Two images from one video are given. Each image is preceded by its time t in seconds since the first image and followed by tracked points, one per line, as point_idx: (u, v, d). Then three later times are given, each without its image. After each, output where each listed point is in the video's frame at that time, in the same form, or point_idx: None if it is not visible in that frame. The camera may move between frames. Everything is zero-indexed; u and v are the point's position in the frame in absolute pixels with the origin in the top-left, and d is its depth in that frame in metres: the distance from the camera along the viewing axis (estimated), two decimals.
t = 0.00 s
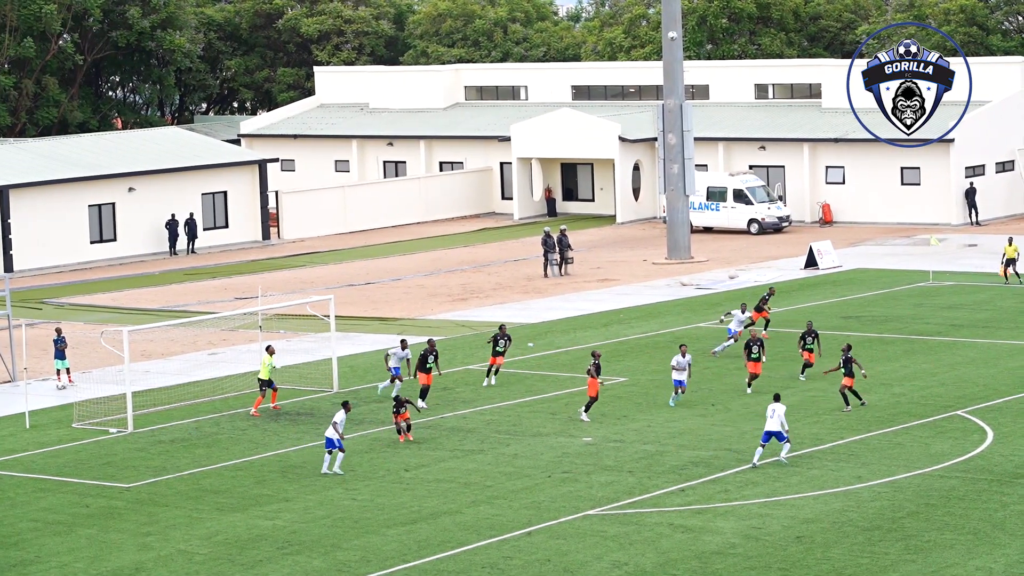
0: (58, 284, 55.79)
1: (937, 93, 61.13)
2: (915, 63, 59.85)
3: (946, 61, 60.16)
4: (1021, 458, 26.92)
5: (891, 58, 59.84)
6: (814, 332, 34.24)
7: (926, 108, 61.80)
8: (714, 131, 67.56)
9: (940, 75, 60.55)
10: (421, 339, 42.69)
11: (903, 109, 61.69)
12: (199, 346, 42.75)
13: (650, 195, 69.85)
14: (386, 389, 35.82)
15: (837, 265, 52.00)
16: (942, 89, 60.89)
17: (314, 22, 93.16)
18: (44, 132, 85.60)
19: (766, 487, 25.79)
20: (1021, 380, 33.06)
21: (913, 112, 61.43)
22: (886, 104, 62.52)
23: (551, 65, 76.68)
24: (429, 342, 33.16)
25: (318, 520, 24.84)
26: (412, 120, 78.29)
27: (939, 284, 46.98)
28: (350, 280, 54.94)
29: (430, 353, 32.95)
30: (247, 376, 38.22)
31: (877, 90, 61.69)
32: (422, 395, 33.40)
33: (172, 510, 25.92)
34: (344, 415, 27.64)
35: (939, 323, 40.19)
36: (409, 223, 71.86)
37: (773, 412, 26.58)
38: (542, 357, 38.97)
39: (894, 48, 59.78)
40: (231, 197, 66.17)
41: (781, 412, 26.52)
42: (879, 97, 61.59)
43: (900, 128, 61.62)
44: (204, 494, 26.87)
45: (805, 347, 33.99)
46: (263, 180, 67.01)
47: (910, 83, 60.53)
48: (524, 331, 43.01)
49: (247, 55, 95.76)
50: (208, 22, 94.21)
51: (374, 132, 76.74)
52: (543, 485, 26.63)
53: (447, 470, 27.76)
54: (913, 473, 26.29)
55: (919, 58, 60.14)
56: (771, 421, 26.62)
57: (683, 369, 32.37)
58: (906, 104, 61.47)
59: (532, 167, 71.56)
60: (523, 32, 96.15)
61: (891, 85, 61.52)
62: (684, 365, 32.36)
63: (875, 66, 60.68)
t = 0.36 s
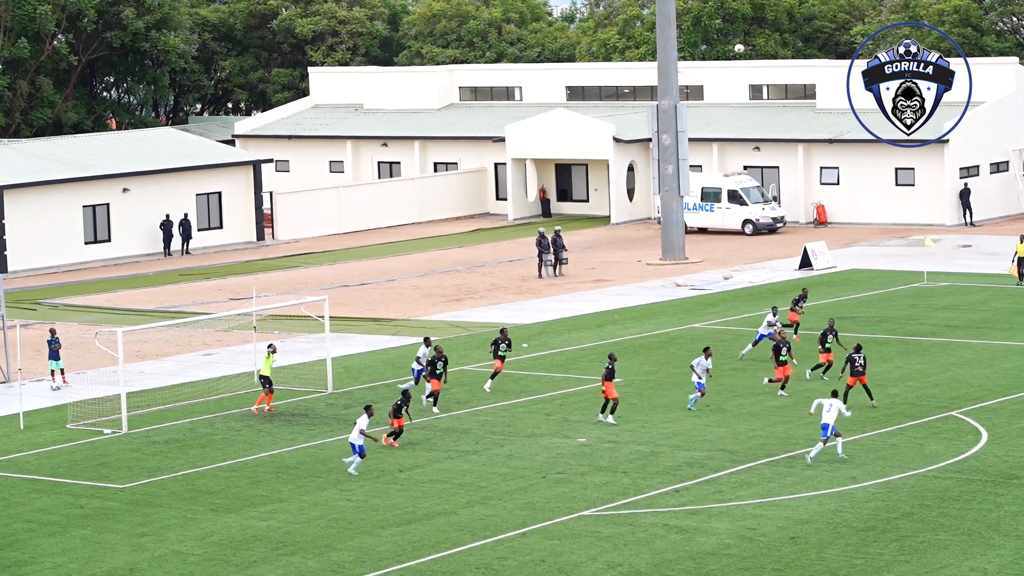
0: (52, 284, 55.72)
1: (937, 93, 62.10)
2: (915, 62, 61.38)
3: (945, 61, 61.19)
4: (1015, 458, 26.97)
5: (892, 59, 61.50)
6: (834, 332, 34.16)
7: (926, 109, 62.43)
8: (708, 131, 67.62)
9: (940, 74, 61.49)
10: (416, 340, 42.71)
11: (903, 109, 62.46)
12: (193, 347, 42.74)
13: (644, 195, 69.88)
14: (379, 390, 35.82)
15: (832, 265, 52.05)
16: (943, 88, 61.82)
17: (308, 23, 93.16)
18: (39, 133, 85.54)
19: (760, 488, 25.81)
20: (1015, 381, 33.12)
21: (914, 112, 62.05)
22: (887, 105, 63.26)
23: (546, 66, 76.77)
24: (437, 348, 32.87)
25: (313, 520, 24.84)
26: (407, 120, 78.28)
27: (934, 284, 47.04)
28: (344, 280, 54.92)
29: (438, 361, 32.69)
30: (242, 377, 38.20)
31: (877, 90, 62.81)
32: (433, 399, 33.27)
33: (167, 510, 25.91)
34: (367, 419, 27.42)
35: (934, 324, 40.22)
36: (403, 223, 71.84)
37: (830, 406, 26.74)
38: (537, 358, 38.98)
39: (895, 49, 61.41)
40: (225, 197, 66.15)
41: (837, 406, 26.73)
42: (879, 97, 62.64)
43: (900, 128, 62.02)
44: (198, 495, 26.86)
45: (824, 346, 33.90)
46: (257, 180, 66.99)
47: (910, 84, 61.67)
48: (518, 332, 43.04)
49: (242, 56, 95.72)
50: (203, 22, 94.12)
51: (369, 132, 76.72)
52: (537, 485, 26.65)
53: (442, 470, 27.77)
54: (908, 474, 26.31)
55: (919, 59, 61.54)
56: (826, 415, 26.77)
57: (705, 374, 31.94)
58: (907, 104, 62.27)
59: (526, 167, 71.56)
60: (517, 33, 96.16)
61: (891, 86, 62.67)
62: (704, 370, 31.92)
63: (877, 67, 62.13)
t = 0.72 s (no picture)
0: (49, 283, 55.66)
1: (937, 93, 62.14)
2: (915, 62, 62.35)
3: (944, 61, 61.53)
4: (1013, 456, 27.00)
5: (891, 58, 62.74)
6: (862, 328, 34.17)
7: (926, 109, 62.45)
8: (705, 130, 67.64)
9: (939, 74, 61.78)
10: (413, 339, 42.69)
11: (903, 109, 62.74)
12: (191, 346, 42.70)
13: (641, 194, 69.90)
14: (376, 389, 35.79)
15: (829, 264, 52.07)
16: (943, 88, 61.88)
17: (306, 21, 93.14)
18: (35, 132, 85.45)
19: (757, 486, 25.83)
20: (1010, 379, 33.18)
21: (913, 112, 62.19)
22: (886, 106, 63.59)
23: (543, 65, 76.78)
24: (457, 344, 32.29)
25: (310, 519, 24.83)
26: (404, 119, 78.28)
27: (931, 283, 47.09)
28: (341, 279, 54.91)
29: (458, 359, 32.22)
30: (239, 376, 38.18)
31: (877, 89, 63.51)
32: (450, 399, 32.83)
33: (164, 509, 25.90)
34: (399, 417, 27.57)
35: (931, 322, 40.27)
36: (400, 222, 71.83)
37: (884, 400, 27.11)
38: (533, 357, 38.96)
39: (895, 48, 62.64)
40: (222, 196, 66.12)
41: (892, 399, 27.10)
42: (879, 96, 63.18)
43: (898, 127, 62.27)
44: (196, 493, 26.84)
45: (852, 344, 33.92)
46: (254, 179, 66.97)
47: (910, 83, 62.36)
48: (515, 331, 43.02)
49: (239, 54, 95.67)
50: (200, 21, 94.02)
51: (366, 131, 76.70)
52: (534, 484, 26.63)
53: (439, 469, 27.75)
54: (904, 472, 26.34)
55: (919, 59, 62.40)
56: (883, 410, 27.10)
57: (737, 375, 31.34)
58: (907, 104, 62.63)
59: (523, 167, 71.57)
60: (514, 32, 96.15)
61: (891, 86, 63.27)
62: (737, 370, 31.26)
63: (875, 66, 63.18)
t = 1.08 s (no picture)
0: (42, 268, 55.54)
1: (937, 93, 61.12)
2: (916, 63, 62.38)
3: (945, 62, 62.10)
4: (1007, 441, 27.05)
5: (891, 58, 63.48)
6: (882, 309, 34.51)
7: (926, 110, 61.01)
8: (699, 115, 67.57)
9: (940, 75, 61.50)
10: (407, 324, 42.68)
11: (902, 110, 61.50)
12: (184, 331, 42.68)
13: (635, 179, 69.85)
14: (370, 374, 35.80)
15: (823, 248, 52.08)
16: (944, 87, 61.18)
17: (299, 6, 92.99)
18: (28, 117, 85.28)
19: (751, 471, 25.85)
20: (1003, 364, 33.26)
21: (913, 112, 60.97)
22: (886, 105, 62.72)
23: (536, 50, 76.73)
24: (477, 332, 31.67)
25: (304, 504, 24.84)
26: (397, 104, 78.17)
27: (925, 268, 47.14)
28: (334, 264, 54.86)
29: (477, 345, 31.57)
30: (233, 361, 38.17)
31: (877, 89, 63.34)
32: (474, 389, 31.93)
33: (159, 494, 25.89)
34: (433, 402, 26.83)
35: (926, 307, 40.34)
36: (394, 207, 71.74)
37: (928, 372, 27.60)
38: (527, 342, 38.94)
39: (895, 49, 63.45)
40: (216, 181, 66.02)
41: (939, 372, 27.51)
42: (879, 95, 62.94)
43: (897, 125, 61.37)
44: (190, 479, 26.84)
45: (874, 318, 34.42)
46: (249, 165, 66.90)
47: (910, 83, 61.88)
48: (509, 315, 43.03)
49: (232, 40, 95.52)
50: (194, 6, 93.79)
51: (359, 117, 76.58)
52: (527, 469, 26.64)
53: (433, 451, 27.81)
54: (897, 457, 26.38)
55: (919, 60, 62.39)
56: (929, 383, 27.65)
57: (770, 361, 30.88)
58: (907, 104, 61.49)
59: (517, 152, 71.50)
60: (508, 17, 95.96)
61: (891, 86, 62.99)
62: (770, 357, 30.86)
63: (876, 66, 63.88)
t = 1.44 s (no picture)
0: (22, 265, 55.32)
1: (937, 93, 61.43)
2: (915, 63, 62.37)
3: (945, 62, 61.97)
4: (987, 437, 27.21)
5: (891, 59, 63.68)
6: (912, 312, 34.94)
7: (926, 110, 61.37)
8: (680, 111, 67.69)
9: (940, 75, 61.71)
10: (387, 320, 42.68)
11: (902, 109, 61.62)
12: (165, 328, 42.59)
13: (616, 176, 69.97)
14: (351, 370, 35.80)
15: (803, 244, 52.26)
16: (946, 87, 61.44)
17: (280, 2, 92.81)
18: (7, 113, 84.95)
19: (732, 467, 25.94)
20: (983, 360, 33.46)
21: (913, 112, 61.20)
22: (885, 105, 62.74)
23: (517, 46, 76.79)
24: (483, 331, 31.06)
25: (285, 501, 24.85)
26: (378, 100, 78.10)
27: (905, 263, 47.34)
28: (315, 260, 54.80)
29: (487, 345, 31.01)
30: (213, 357, 38.13)
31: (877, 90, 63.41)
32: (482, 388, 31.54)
33: (139, 491, 25.86)
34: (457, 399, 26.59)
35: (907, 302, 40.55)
36: (374, 203, 71.69)
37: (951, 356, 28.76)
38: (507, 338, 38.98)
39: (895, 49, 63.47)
40: (197, 178, 65.86)
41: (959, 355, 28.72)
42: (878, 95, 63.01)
43: (897, 126, 61.43)
44: (171, 475, 26.81)
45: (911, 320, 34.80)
46: (229, 162, 66.77)
47: (910, 83, 62.07)
48: (490, 311, 43.07)
49: (213, 36, 95.29)
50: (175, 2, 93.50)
51: (340, 113, 76.50)
52: (508, 465, 26.68)
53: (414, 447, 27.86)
54: (877, 453, 26.50)
55: (920, 60, 62.41)
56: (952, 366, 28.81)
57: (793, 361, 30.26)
58: (907, 104, 61.63)
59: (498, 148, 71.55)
60: (488, 13, 96.05)
61: (891, 87, 63.06)
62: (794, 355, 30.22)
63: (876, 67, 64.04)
